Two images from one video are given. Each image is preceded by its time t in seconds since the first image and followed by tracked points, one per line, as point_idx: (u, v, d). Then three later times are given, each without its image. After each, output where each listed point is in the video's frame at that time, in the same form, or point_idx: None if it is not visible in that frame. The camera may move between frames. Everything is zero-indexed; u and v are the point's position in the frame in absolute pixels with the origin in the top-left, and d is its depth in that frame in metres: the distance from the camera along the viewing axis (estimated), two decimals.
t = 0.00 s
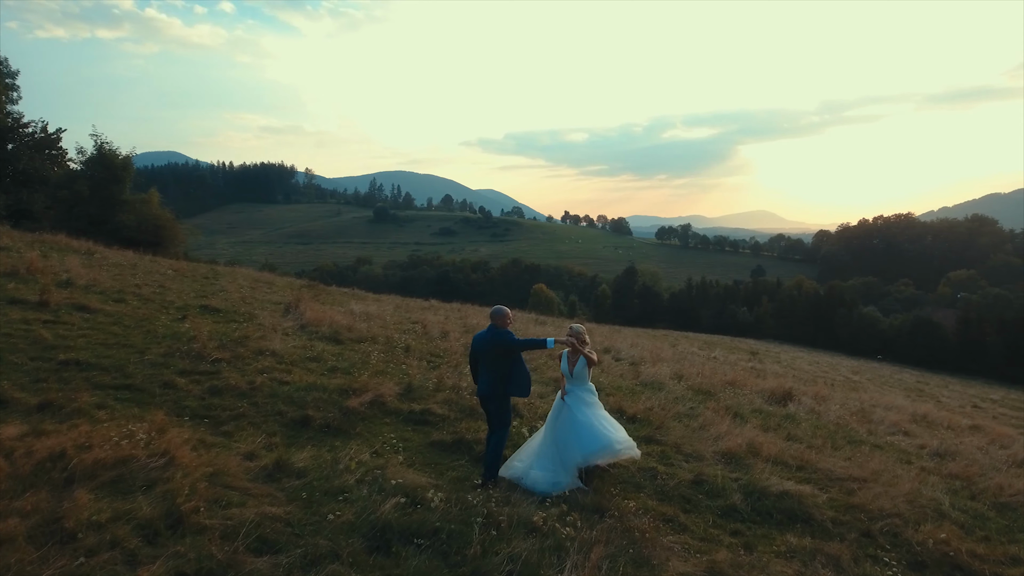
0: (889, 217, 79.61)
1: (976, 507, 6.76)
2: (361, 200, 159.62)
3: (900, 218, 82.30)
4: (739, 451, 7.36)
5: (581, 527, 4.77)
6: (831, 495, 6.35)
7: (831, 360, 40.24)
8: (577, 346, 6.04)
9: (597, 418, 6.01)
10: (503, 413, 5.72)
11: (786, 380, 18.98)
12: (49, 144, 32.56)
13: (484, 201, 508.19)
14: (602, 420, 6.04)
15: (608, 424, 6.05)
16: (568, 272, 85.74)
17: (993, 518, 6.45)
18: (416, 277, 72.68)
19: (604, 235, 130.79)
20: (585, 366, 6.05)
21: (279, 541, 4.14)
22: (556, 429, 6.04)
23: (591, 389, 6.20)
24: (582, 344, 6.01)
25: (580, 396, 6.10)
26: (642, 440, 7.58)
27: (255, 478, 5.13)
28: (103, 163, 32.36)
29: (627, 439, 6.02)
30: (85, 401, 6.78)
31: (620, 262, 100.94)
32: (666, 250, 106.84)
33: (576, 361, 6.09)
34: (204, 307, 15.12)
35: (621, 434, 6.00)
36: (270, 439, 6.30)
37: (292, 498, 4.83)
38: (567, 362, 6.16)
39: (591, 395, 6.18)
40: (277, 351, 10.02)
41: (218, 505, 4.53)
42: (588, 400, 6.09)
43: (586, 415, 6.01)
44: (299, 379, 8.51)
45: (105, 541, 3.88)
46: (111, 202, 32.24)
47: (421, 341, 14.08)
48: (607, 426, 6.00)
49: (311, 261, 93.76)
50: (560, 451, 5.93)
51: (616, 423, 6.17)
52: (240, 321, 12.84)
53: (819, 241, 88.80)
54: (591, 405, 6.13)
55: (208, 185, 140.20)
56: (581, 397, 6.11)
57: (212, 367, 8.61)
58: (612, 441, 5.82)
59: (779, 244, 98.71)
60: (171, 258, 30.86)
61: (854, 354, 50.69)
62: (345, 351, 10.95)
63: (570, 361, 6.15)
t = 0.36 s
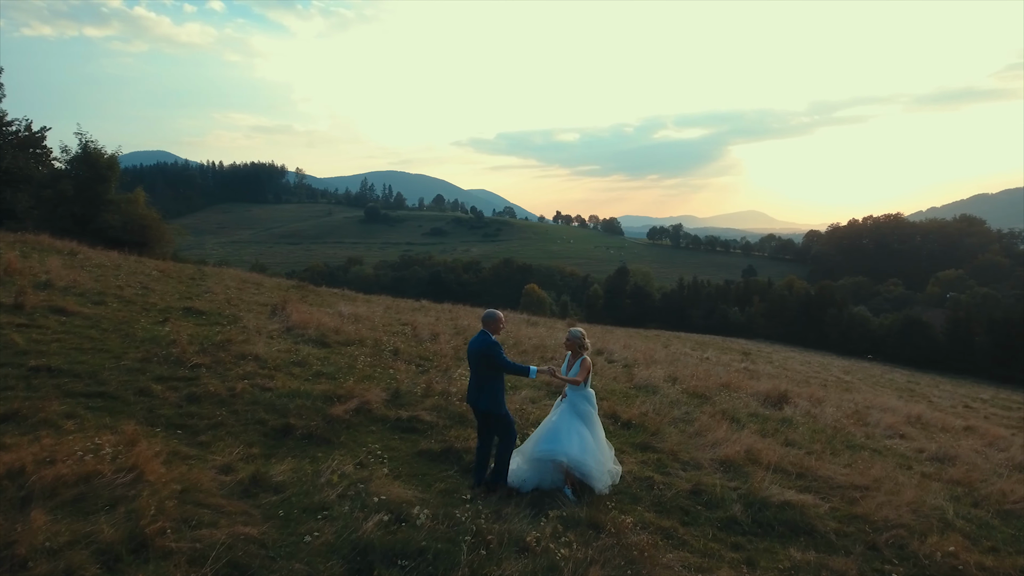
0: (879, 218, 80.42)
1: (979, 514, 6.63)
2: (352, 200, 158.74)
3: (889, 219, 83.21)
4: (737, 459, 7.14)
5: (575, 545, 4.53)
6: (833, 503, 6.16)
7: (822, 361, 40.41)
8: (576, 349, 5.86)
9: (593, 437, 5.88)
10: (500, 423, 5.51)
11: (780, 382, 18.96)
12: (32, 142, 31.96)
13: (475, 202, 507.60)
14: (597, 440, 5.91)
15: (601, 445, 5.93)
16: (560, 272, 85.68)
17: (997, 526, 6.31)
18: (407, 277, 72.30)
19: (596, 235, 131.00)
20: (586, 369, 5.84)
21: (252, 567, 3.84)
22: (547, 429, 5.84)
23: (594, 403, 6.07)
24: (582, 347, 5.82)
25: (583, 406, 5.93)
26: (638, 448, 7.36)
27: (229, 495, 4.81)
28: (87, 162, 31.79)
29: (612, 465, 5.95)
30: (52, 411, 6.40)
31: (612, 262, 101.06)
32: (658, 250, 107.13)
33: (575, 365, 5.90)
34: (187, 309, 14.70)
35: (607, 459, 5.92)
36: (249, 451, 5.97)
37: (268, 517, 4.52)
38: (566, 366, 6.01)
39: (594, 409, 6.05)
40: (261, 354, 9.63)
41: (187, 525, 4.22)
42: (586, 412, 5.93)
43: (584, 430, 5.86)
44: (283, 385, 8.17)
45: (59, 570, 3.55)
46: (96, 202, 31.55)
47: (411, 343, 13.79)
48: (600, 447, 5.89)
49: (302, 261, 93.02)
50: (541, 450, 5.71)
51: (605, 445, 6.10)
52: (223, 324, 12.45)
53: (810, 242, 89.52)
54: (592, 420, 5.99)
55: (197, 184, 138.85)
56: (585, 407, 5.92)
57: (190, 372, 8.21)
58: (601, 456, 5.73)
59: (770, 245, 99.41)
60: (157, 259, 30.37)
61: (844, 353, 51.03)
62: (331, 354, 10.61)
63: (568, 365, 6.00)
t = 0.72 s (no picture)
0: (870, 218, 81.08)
1: (985, 524, 6.50)
2: (345, 200, 158.07)
3: (880, 219, 83.92)
4: (736, 467, 6.93)
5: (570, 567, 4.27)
6: (837, 514, 5.98)
7: (815, 361, 40.51)
8: (574, 356, 5.59)
9: (582, 448, 5.59)
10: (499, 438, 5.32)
11: (773, 383, 18.91)
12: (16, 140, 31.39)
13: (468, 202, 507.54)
14: (586, 453, 5.61)
15: (591, 457, 5.62)
16: (553, 272, 85.57)
17: (1003, 537, 6.18)
18: (400, 277, 71.96)
19: (590, 235, 131.15)
20: (582, 377, 5.53)
21: None
22: (533, 439, 5.66)
23: (589, 413, 5.72)
24: (581, 353, 5.54)
25: (575, 417, 5.63)
26: (635, 456, 7.12)
27: (202, 514, 4.50)
28: (73, 161, 31.29)
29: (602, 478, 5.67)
30: (18, 421, 6.03)
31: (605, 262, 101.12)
32: (651, 250, 107.32)
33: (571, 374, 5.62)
34: (171, 311, 14.30)
35: (597, 473, 5.64)
36: (226, 463, 5.67)
37: (244, 539, 4.22)
38: (563, 374, 5.74)
39: (589, 418, 5.73)
40: (244, 358, 9.28)
41: (153, 548, 3.92)
42: (582, 422, 5.64)
43: (571, 439, 5.60)
44: (266, 391, 7.83)
45: None
46: (83, 202, 31.07)
47: (401, 346, 13.49)
48: (588, 460, 5.59)
49: (293, 261, 92.38)
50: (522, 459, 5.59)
51: (599, 456, 5.79)
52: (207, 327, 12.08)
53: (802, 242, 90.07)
54: (584, 430, 5.70)
55: (188, 184, 137.76)
56: (575, 417, 5.62)
57: (169, 378, 7.85)
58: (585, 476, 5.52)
59: (762, 245, 99.94)
60: (144, 259, 29.93)
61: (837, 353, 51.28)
62: (318, 359, 10.30)
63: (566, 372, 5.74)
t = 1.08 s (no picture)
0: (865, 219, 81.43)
1: (993, 533, 6.36)
2: (340, 200, 157.53)
3: (875, 219, 84.32)
4: (738, 476, 6.72)
5: None
6: (844, 524, 5.82)
7: (811, 361, 40.47)
8: (562, 365, 5.34)
9: (573, 467, 5.37)
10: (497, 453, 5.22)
11: (770, 385, 18.82)
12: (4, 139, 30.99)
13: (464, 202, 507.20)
14: (580, 472, 5.37)
15: (584, 475, 5.39)
16: (549, 272, 85.46)
17: (1013, 548, 6.04)
18: (396, 277, 71.67)
19: (586, 236, 131.15)
20: (570, 388, 5.30)
21: None
22: (526, 459, 5.43)
23: (579, 427, 5.48)
24: (569, 363, 5.29)
25: (569, 435, 5.41)
26: (633, 464, 6.93)
27: (173, 533, 4.23)
28: (63, 161, 30.94)
29: (600, 497, 5.42)
30: None
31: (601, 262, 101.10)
32: (647, 250, 107.24)
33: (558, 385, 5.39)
34: (158, 313, 13.99)
35: (594, 492, 5.39)
36: (205, 476, 5.38)
37: (218, 563, 3.94)
38: (550, 385, 5.50)
39: (578, 431, 5.50)
40: (231, 362, 8.98)
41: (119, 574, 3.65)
42: (571, 437, 5.41)
43: (561, 458, 5.38)
44: (251, 398, 7.54)
45: None
46: (73, 202, 30.68)
47: (394, 349, 13.23)
48: (582, 478, 5.36)
49: (288, 261, 91.91)
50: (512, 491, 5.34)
51: (595, 474, 5.54)
52: (194, 330, 11.75)
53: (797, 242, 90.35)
54: (573, 446, 5.48)
55: (182, 184, 137.04)
56: (564, 433, 5.40)
57: (150, 385, 7.53)
58: (585, 494, 5.26)
59: (757, 245, 100.25)
60: (135, 260, 29.57)
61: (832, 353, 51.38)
62: (308, 363, 10.03)
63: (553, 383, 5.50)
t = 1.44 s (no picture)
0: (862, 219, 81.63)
1: (1006, 545, 6.17)
2: (337, 200, 157.16)
3: (872, 219, 84.57)
4: (743, 487, 6.46)
5: None
6: (855, 539, 5.60)
7: (809, 362, 40.24)
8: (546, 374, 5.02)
9: (561, 485, 4.98)
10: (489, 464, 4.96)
11: (769, 387, 18.66)
12: None
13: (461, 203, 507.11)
14: (572, 490, 5.02)
15: (577, 495, 5.02)
16: (546, 272, 85.33)
17: None
18: (392, 277, 71.45)
19: (583, 236, 131.10)
20: (553, 399, 4.94)
21: None
22: (517, 475, 5.09)
23: (565, 442, 5.12)
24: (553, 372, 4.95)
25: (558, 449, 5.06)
26: (634, 475, 6.67)
27: (140, 559, 3.92)
28: (53, 160, 30.61)
29: (595, 517, 5.05)
30: None
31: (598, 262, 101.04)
32: (644, 250, 107.08)
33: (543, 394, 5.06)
34: (145, 315, 13.62)
35: (589, 514, 5.01)
36: (181, 491, 5.07)
37: None
38: (535, 395, 5.20)
39: (565, 443, 5.11)
40: (216, 367, 8.62)
41: None
42: (558, 451, 5.04)
43: (547, 476, 5.02)
44: (236, 404, 7.21)
45: None
46: (64, 201, 30.35)
47: (387, 352, 12.93)
48: (572, 496, 4.98)
49: (284, 261, 91.58)
50: (496, 514, 5.01)
51: (589, 491, 5.18)
52: (180, 333, 11.38)
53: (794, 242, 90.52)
54: (561, 461, 5.10)
55: (178, 183, 136.58)
56: (548, 448, 5.02)
57: (129, 392, 7.18)
58: (576, 515, 4.90)
59: (754, 245, 100.37)
60: (127, 261, 29.25)
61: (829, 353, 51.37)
62: (296, 367, 9.69)
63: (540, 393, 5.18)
